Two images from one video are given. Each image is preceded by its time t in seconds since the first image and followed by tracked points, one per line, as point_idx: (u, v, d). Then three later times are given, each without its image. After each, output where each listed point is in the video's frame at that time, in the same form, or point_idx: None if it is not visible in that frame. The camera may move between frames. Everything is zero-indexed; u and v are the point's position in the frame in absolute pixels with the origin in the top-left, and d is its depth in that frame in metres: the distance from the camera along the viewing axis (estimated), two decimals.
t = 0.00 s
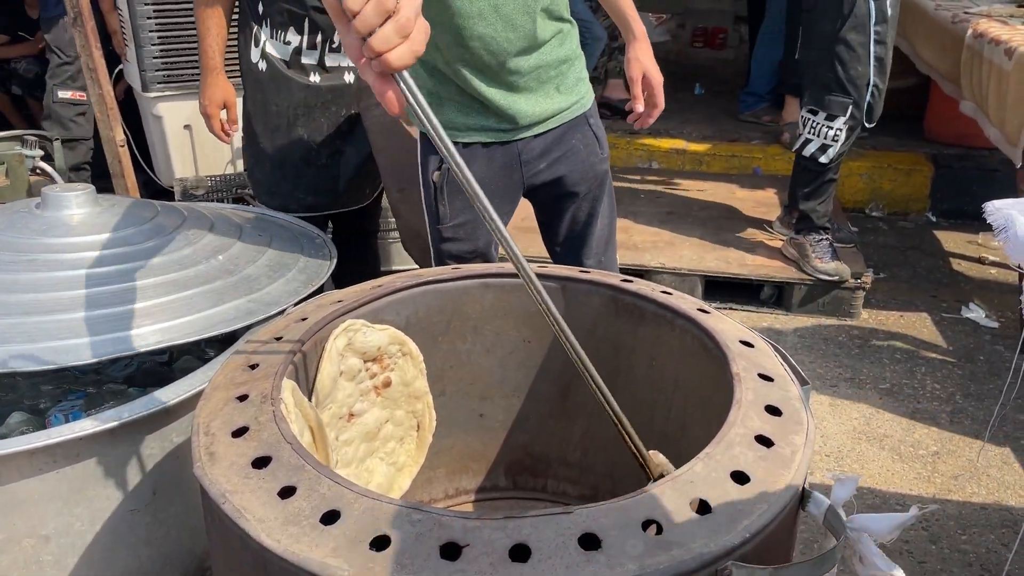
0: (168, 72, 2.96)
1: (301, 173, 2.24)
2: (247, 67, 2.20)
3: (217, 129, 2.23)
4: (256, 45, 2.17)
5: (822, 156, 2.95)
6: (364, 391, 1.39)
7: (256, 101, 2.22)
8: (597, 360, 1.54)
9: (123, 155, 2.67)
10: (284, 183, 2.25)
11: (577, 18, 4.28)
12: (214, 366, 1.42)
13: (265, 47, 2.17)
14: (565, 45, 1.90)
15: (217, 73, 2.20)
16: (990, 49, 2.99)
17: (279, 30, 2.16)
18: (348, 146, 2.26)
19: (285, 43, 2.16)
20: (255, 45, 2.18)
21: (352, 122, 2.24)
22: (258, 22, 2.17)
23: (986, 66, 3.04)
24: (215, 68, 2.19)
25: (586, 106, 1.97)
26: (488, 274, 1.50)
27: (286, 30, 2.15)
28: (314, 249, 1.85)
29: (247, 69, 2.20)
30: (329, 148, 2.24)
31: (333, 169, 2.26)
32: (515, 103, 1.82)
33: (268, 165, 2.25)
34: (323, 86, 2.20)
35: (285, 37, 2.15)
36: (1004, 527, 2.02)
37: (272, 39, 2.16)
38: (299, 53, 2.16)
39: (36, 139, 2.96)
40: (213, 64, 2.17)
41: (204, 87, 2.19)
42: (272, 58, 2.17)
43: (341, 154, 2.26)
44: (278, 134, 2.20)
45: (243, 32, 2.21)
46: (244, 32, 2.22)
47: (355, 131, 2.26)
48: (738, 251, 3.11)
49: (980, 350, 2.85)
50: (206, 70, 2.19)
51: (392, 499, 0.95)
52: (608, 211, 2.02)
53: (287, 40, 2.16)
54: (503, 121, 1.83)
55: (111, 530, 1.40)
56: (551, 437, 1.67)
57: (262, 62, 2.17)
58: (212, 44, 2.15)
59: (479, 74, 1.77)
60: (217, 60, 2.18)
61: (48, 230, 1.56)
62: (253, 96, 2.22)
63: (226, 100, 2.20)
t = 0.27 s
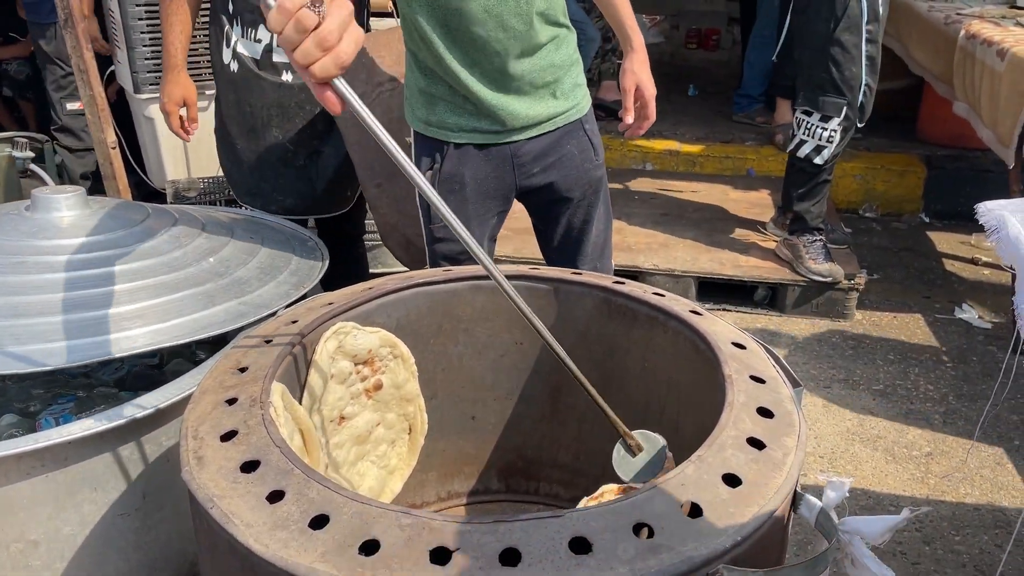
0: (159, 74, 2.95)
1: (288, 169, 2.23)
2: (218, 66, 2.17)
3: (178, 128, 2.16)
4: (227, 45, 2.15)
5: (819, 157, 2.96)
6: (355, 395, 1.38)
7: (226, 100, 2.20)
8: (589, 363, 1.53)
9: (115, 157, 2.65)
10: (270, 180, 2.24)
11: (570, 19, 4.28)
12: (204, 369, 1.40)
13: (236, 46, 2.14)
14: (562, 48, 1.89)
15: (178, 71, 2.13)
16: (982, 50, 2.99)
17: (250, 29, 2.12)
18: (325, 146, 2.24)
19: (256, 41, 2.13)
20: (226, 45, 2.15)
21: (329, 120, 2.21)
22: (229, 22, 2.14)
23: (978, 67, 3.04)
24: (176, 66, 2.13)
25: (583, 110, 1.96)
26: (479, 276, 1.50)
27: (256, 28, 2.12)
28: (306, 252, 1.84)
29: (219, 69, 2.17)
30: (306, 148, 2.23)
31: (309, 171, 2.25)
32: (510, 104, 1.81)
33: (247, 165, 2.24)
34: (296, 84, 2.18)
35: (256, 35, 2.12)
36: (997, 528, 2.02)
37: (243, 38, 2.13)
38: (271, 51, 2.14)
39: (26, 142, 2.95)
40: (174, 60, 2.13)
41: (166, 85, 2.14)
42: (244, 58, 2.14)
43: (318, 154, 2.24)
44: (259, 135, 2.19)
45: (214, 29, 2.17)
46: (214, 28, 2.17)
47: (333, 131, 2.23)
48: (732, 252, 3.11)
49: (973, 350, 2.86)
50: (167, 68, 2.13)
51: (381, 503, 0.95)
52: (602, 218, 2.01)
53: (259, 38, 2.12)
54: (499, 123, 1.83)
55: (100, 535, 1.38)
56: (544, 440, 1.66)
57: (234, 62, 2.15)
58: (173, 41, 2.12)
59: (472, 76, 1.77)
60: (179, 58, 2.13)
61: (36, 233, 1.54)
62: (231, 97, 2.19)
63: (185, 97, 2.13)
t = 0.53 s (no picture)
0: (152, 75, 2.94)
1: (270, 169, 2.21)
2: (196, 68, 2.16)
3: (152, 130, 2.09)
4: (205, 47, 2.13)
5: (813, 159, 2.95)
6: (348, 396, 1.38)
7: (206, 103, 2.19)
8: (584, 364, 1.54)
9: (107, 158, 2.64)
10: (258, 178, 2.22)
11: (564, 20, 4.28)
12: (196, 371, 1.40)
13: (214, 48, 2.11)
14: (557, 48, 1.88)
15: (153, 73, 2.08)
16: (975, 52, 3.01)
17: (228, 30, 2.09)
18: (305, 148, 2.22)
19: (234, 43, 2.10)
20: (205, 47, 2.14)
21: (309, 122, 2.21)
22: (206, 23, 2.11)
23: (971, 68, 3.06)
24: (152, 67, 2.09)
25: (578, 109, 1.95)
26: (473, 277, 1.49)
27: (234, 29, 2.09)
28: (299, 253, 1.83)
29: (197, 71, 2.17)
30: (286, 149, 2.21)
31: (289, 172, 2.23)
32: (504, 104, 1.80)
33: (230, 166, 2.22)
34: (275, 85, 2.15)
35: (234, 37, 2.09)
36: (990, 528, 2.03)
37: (220, 39, 2.11)
38: (250, 53, 2.09)
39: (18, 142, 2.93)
40: (150, 62, 2.09)
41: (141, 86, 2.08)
42: (222, 60, 2.12)
43: (299, 156, 2.22)
44: (247, 136, 2.17)
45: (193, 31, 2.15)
46: (192, 30, 2.16)
47: (314, 131, 2.22)
48: (726, 253, 3.11)
49: (966, 351, 2.87)
50: (143, 70, 2.09)
51: (375, 505, 0.94)
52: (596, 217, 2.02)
53: (236, 39, 2.09)
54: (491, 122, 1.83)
55: (92, 537, 1.38)
56: (538, 441, 1.66)
57: (212, 64, 2.13)
58: (150, 41, 2.09)
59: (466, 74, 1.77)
60: (154, 59, 2.09)
61: (27, 234, 1.53)
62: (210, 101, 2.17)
63: (162, 97, 2.08)
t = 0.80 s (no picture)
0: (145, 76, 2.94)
1: (259, 170, 2.20)
2: (184, 71, 2.14)
3: (145, 131, 2.11)
4: (193, 49, 2.12)
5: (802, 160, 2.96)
6: (344, 398, 1.37)
7: (194, 106, 2.16)
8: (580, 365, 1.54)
9: (100, 160, 2.63)
10: (250, 179, 2.22)
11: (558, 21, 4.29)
12: (191, 373, 1.39)
13: (201, 50, 2.11)
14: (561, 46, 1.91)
15: (145, 76, 2.08)
16: (968, 53, 3.02)
17: (213, 31, 2.08)
18: (295, 149, 2.23)
19: (221, 44, 2.09)
20: (191, 49, 2.13)
21: (297, 122, 2.21)
22: (193, 25, 2.10)
23: (964, 70, 3.07)
24: (144, 69, 2.08)
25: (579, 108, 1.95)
26: (469, 278, 1.49)
27: (221, 30, 2.08)
28: (294, 254, 1.83)
29: (185, 74, 2.14)
30: (275, 151, 2.20)
31: (279, 173, 2.23)
32: (506, 77, 1.79)
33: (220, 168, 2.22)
34: (263, 86, 2.14)
35: (221, 38, 2.08)
36: (985, 527, 2.03)
37: (207, 41, 2.09)
38: (237, 54, 2.09)
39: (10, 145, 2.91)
40: (142, 64, 2.08)
41: (132, 87, 2.08)
42: (209, 62, 2.11)
43: (288, 156, 2.22)
44: (239, 137, 2.16)
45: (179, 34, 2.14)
46: (179, 33, 2.15)
47: (302, 132, 2.22)
48: (721, 254, 3.12)
49: (960, 351, 2.88)
50: (133, 71, 2.08)
51: (371, 508, 0.94)
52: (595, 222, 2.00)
53: (224, 40, 2.08)
54: (490, 97, 1.81)
55: (87, 541, 1.37)
56: (534, 443, 1.66)
57: (199, 67, 2.12)
58: (140, 43, 2.08)
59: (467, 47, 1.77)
60: (145, 62, 2.09)
61: (22, 236, 1.52)
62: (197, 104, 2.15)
63: (154, 99, 2.09)
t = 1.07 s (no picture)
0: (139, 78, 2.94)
1: (251, 172, 2.20)
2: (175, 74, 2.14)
3: (131, 133, 2.06)
4: (182, 51, 2.11)
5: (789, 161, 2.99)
6: (340, 401, 1.37)
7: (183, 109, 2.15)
8: (576, 367, 1.54)
9: (94, 161, 2.62)
10: (242, 181, 2.21)
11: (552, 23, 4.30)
12: (186, 376, 1.39)
13: (191, 52, 2.10)
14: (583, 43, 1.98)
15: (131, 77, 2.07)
16: (961, 54, 3.04)
17: (204, 33, 2.08)
18: (287, 150, 2.22)
19: (211, 45, 2.09)
20: (181, 51, 2.12)
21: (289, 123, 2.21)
22: (182, 27, 2.09)
23: (956, 71, 3.09)
24: (131, 70, 2.07)
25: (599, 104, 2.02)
26: (465, 280, 1.49)
27: (211, 31, 2.07)
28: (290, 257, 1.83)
29: (175, 77, 2.14)
30: (267, 152, 2.20)
31: (272, 174, 2.22)
32: (532, 68, 1.85)
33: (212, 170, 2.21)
34: (254, 87, 2.14)
35: (211, 39, 2.08)
36: (979, 527, 2.04)
37: (197, 42, 2.09)
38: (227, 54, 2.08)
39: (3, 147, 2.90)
40: (129, 65, 2.08)
41: (119, 90, 2.07)
42: (199, 63, 2.10)
43: (281, 158, 2.22)
44: (231, 139, 2.16)
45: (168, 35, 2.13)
46: (168, 35, 2.14)
47: (294, 134, 2.22)
48: (715, 255, 3.12)
49: (954, 351, 2.89)
50: (120, 73, 2.07)
51: (368, 511, 0.94)
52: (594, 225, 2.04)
53: (214, 41, 2.08)
54: (515, 88, 1.86)
55: (82, 545, 1.36)
56: (530, 445, 1.66)
57: (189, 68, 2.12)
58: (127, 45, 2.08)
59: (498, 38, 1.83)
60: (132, 63, 2.08)
61: (18, 239, 1.52)
62: (188, 106, 2.14)
63: (140, 100, 2.06)
